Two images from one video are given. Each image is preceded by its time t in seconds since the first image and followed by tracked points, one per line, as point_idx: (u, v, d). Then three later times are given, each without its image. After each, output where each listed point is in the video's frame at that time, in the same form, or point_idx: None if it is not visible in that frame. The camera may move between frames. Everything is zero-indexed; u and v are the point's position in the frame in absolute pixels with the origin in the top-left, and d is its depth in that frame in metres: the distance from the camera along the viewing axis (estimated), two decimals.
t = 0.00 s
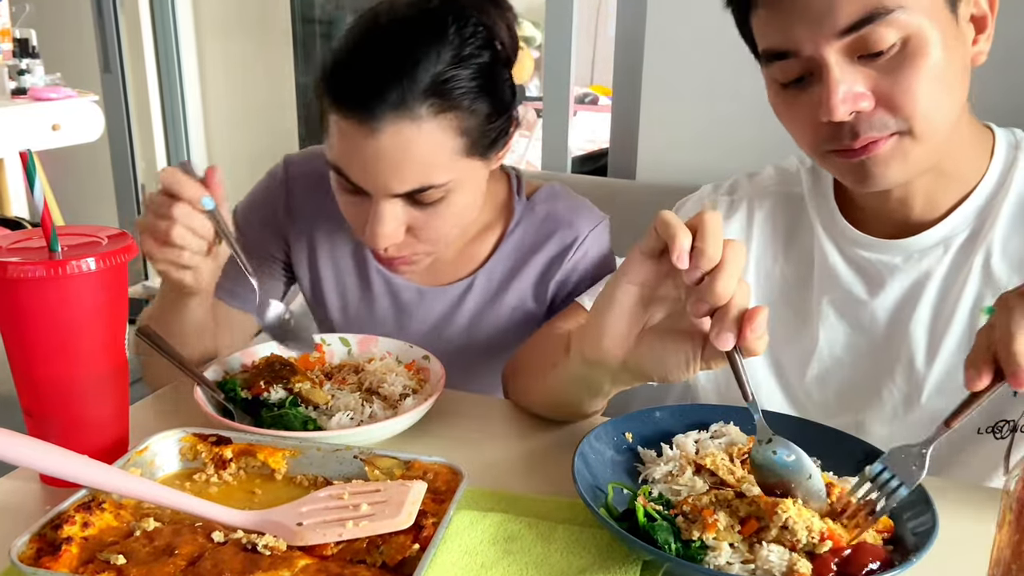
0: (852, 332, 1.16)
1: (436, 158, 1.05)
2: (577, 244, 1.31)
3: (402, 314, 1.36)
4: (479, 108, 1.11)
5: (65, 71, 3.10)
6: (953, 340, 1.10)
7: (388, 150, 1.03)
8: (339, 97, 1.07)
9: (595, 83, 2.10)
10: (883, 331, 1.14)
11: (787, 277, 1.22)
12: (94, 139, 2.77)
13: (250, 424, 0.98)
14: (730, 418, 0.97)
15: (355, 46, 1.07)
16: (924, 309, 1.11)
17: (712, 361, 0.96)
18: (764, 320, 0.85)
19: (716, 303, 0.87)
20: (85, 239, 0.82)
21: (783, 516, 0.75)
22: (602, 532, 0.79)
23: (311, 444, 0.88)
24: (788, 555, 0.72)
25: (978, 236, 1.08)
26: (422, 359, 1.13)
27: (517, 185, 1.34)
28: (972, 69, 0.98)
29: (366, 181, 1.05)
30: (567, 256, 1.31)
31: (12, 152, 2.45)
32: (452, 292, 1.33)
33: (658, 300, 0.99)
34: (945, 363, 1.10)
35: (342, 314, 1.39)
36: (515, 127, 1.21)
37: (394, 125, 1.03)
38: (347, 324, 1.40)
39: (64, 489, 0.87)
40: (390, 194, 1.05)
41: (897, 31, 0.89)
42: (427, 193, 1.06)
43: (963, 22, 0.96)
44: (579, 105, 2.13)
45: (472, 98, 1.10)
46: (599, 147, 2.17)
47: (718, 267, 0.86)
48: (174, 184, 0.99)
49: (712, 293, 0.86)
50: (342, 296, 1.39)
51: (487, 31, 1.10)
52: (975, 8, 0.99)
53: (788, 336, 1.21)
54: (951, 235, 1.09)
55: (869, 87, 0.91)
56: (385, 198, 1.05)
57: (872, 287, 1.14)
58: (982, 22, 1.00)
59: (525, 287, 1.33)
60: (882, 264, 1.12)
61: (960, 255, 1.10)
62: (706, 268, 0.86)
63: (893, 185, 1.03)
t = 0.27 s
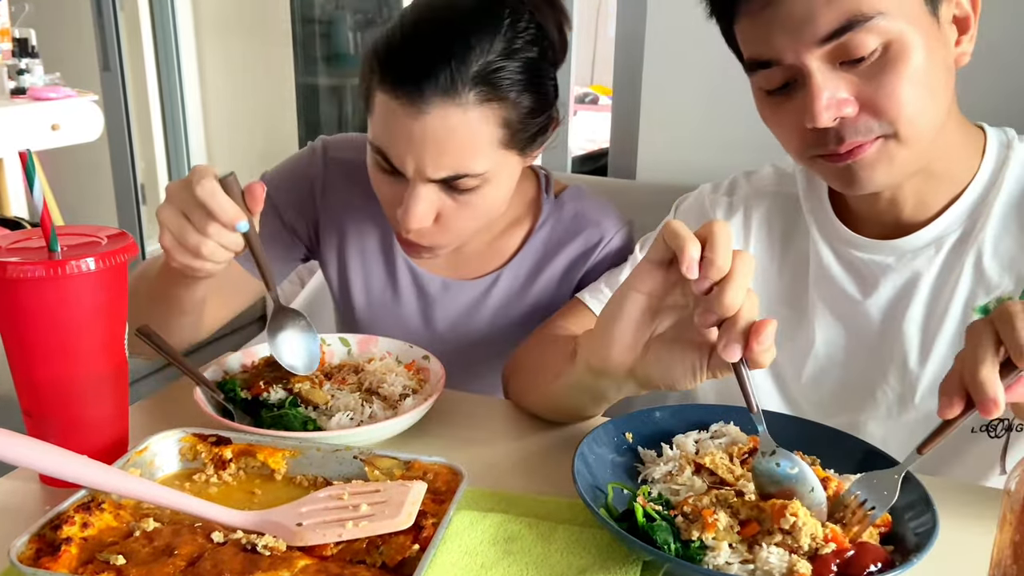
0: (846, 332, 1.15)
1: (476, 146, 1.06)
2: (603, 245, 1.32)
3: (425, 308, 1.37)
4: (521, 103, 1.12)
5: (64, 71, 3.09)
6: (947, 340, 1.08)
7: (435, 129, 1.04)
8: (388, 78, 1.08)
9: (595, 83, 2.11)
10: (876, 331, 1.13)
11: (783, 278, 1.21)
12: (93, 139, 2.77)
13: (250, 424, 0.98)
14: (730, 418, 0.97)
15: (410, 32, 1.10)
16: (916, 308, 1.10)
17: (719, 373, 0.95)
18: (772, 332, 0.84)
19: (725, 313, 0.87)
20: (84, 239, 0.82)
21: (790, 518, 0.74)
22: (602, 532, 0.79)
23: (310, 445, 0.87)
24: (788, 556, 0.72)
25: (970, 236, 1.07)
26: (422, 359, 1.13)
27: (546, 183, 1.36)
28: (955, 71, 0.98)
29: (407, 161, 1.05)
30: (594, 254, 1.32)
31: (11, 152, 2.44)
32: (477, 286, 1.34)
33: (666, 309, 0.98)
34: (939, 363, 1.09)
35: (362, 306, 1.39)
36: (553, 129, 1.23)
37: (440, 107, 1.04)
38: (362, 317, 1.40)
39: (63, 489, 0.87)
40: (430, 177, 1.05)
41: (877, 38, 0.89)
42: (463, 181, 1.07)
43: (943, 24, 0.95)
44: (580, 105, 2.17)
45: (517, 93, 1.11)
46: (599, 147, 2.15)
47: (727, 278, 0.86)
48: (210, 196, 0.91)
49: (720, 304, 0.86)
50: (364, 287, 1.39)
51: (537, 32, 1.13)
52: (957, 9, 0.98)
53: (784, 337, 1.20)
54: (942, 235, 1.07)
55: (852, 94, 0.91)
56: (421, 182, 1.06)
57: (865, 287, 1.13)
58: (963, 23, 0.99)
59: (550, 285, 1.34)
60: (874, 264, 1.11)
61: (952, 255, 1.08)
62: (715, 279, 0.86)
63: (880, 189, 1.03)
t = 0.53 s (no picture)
0: (844, 332, 1.15)
1: (501, 140, 1.07)
2: (614, 245, 1.32)
3: (438, 306, 1.37)
4: (547, 102, 1.13)
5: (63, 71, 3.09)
6: (944, 341, 1.08)
7: (460, 124, 1.05)
8: (417, 71, 1.09)
9: (595, 84, 2.10)
10: (873, 331, 1.13)
11: (781, 278, 1.21)
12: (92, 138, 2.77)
13: (250, 424, 0.98)
14: (730, 418, 0.97)
15: (441, 27, 1.11)
16: (914, 309, 1.09)
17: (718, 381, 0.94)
18: (766, 342, 0.85)
19: (721, 324, 0.87)
20: (84, 239, 0.82)
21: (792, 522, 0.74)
22: (602, 533, 0.79)
23: (310, 445, 0.87)
24: (788, 557, 0.72)
25: (967, 236, 1.07)
26: (422, 359, 1.13)
27: (559, 183, 1.37)
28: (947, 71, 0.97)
29: (430, 155, 1.06)
30: (607, 253, 1.32)
31: (11, 151, 2.44)
32: (490, 284, 1.34)
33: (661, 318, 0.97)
34: (934, 364, 1.09)
35: (374, 304, 1.39)
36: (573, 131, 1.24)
37: (470, 101, 1.06)
38: (373, 315, 1.40)
39: (63, 489, 0.87)
40: (452, 171, 1.06)
41: (868, 39, 0.89)
42: (484, 176, 1.07)
43: (936, 24, 0.95)
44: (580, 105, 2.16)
45: (543, 92, 1.13)
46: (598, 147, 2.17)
47: (723, 288, 0.85)
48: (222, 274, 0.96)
49: (715, 315, 0.86)
50: (378, 286, 1.38)
51: (564, 34, 1.15)
52: (948, 10, 0.98)
53: (783, 338, 1.20)
54: (939, 235, 1.07)
55: (845, 94, 0.91)
56: (443, 176, 1.07)
57: (862, 288, 1.13)
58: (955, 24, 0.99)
59: (562, 283, 1.34)
60: (871, 264, 1.11)
61: (949, 256, 1.08)
62: (711, 287, 0.85)
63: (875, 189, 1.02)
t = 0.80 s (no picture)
0: (845, 331, 1.15)
1: (504, 133, 1.07)
2: (614, 243, 1.32)
3: (433, 302, 1.37)
4: (552, 99, 1.14)
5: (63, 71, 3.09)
6: (945, 341, 1.08)
7: (465, 115, 1.05)
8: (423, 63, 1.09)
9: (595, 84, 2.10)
10: (874, 331, 1.13)
11: (780, 277, 1.20)
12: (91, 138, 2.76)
13: (250, 425, 0.98)
14: (730, 418, 0.96)
15: (447, 21, 1.12)
16: (915, 308, 1.09)
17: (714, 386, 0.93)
18: (760, 348, 0.83)
19: (712, 331, 0.86)
20: (83, 239, 0.82)
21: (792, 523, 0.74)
22: (602, 533, 0.79)
23: (309, 445, 0.87)
24: (788, 557, 0.72)
25: (970, 235, 1.07)
26: (422, 359, 1.13)
27: (558, 182, 1.37)
28: (949, 68, 0.97)
29: (433, 147, 1.06)
30: (605, 252, 1.32)
31: (10, 151, 2.44)
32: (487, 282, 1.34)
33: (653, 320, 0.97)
34: (936, 363, 1.09)
35: (369, 301, 1.39)
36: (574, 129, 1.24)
37: (475, 93, 1.06)
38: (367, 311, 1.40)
39: (62, 490, 0.87)
40: (456, 162, 1.06)
41: (872, 34, 0.89)
42: (488, 169, 1.07)
43: (938, 21, 0.95)
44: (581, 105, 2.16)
45: (548, 88, 1.13)
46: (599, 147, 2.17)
47: (712, 293, 0.86)
48: (211, 260, 0.95)
49: (707, 323, 0.86)
50: (373, 282, 1.39)
51: (569, 31, 1.16)
52: (950, 7, 0.98)
53: (783, 338, 1.19)
54: (942, 235, 1.07)
55: (848, 90, 0.91)
56: (447, 168, 1.06)
57: (863, 287, 1.13)
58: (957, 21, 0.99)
59: (559, 282, 1.34)
60: (874, 264, 1.11)
61: (951, 255, 1.08)
62: (700, 294, 0.86)
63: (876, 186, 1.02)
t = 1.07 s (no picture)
0: (845, 330, 1.15)
1: (502, 124, 1.07)
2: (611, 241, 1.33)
3: (431, 299, 1.36)
4: (552, 91, 1.14)
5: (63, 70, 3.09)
6: (946, 340, 1.08)
7: (463, 105, 1.05)
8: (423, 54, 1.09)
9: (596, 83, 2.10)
10: (874, 331, 1.13)
11: (780, 277, 1.20)
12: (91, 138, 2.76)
13: (250, 425, 0.98)
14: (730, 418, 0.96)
15: (447, 14, 1.12)
16: (918, 308, 1.09)
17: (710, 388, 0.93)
18: (732, 344, 0.83)
19: (683, 331, 0.86)
20: (82, 239, 0.82)
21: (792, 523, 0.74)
22: (602, 534, 0.79)
23: (309, 445, 0.87)
24: (789, 557, 0.72)
25: (972, 234, 1.07)
26: (422, 359, 1.13)
27: (554, 180, 1.37)
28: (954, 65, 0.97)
29: (433, 137, 1.06)
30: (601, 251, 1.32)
31: (9, 151, 2.44)
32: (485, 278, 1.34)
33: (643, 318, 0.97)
34: (937, 362, 1.09)
35: (366, 298, 1.39)
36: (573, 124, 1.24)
37: (476, 84, 1.06)
38: (366, 309, 1.40)
39: (61, 490, 0.87)
40: (455, 152, 1.06)
41: (879, 28, 0.89)
42: (487, 160, 1.07)
43: (944, 18, 0.95)
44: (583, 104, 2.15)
45: (548, 80, 1.13)
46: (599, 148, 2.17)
47: (680, 295, 0.85)
48: (171, 256, 0.97)
49: (677, 324, 0.86)
50: (370, 279, 1.39)
51: (569, 25, 1.16)
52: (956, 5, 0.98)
53: (783, 338, 1.19)
54: (945, 233, 1.07)
55: (855, 84, 0.91)
56: (446, 157, 1.06)
57: (865, 287, 1.13)
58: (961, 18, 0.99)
59: (558, 279, 1.34)
60: (876, 264, 1.11)
61: (953, 255, 1.08)
62: (668, 296, 0.85)
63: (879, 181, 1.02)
